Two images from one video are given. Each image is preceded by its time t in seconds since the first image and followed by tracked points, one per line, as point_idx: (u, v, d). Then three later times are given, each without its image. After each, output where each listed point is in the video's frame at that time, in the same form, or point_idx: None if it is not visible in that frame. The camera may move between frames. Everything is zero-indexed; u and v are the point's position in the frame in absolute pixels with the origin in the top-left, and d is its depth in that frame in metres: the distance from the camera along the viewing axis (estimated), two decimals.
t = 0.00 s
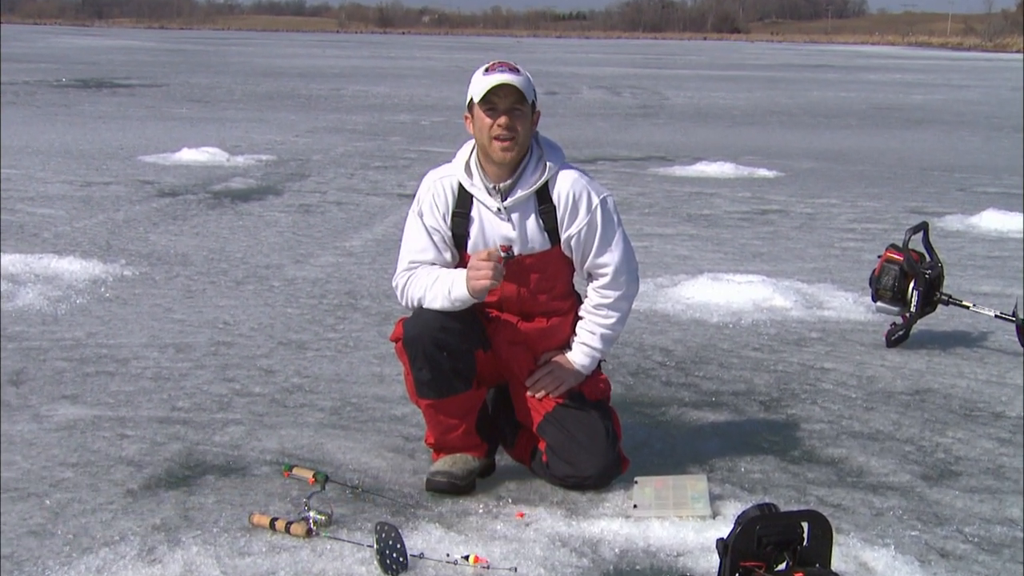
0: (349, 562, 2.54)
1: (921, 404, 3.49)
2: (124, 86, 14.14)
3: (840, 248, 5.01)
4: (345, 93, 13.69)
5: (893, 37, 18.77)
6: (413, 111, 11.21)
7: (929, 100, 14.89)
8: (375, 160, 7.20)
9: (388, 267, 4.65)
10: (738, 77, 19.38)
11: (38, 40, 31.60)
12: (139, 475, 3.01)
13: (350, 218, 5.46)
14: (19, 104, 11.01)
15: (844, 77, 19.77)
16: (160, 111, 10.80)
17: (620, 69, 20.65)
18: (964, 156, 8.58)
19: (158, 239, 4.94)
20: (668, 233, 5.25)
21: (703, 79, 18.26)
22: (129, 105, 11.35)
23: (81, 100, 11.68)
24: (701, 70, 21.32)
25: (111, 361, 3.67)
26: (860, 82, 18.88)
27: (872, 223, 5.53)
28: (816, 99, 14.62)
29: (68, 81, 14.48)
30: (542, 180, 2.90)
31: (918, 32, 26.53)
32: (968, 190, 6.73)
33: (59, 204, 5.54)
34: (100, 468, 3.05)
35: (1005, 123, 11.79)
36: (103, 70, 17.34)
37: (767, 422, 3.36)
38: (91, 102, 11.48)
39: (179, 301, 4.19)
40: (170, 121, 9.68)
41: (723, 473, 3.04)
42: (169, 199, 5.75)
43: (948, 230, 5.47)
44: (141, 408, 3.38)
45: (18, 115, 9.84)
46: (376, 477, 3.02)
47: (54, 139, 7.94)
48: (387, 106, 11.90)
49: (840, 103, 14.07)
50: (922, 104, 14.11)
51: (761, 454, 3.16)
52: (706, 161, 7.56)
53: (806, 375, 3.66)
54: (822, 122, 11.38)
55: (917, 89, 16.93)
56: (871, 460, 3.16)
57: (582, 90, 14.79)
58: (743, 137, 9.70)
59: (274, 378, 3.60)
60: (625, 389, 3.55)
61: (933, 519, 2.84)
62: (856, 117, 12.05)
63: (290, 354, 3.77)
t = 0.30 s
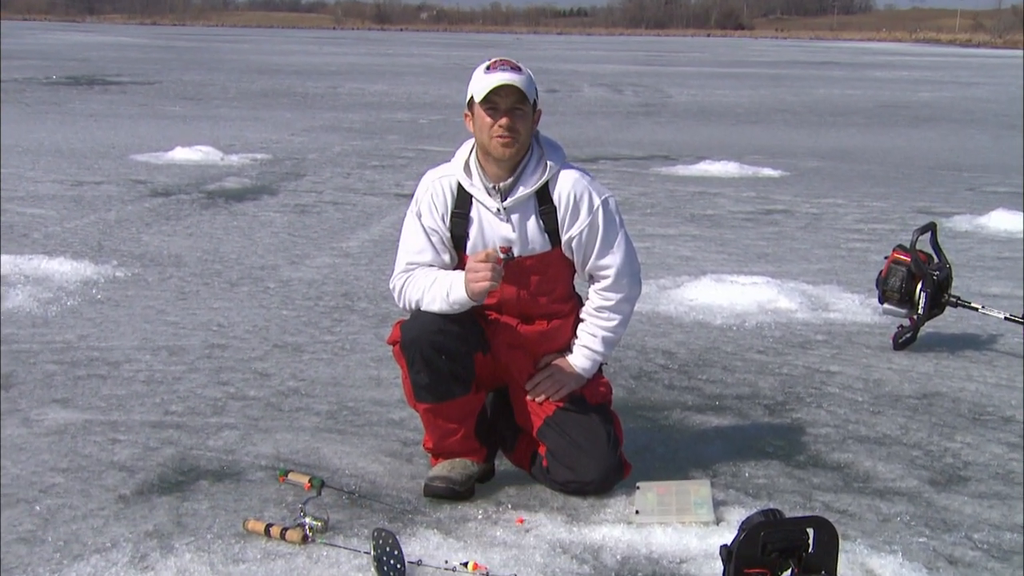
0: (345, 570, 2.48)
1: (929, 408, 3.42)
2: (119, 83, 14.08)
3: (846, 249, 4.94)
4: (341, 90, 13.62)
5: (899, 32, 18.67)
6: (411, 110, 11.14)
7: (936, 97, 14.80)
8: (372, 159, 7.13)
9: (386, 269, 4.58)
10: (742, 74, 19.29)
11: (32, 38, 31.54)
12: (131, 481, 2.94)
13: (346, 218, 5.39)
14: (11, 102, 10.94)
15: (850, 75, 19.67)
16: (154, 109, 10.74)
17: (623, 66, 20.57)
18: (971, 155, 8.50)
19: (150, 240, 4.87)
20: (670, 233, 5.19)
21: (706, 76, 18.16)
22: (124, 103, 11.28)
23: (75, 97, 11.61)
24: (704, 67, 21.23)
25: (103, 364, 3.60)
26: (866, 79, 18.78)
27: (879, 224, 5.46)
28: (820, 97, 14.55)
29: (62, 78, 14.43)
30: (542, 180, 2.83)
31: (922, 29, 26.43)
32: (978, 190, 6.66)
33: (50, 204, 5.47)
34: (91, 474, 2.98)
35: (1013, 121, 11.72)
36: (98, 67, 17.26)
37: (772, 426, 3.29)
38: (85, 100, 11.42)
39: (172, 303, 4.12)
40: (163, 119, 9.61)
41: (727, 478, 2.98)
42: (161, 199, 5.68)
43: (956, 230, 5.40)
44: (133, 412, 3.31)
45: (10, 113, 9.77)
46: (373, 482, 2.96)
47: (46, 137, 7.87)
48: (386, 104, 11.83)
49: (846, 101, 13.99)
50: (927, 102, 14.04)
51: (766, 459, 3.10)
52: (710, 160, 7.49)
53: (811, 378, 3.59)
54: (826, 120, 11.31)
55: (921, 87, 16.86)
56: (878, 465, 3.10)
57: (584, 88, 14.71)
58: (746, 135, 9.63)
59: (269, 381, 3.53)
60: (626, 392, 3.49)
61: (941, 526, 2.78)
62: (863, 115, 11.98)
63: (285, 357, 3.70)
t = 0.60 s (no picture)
0: None
1: (937, 412, 3.36)
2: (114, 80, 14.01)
3: (853, 250, 4.88)
4: (337, 88, 13.54)
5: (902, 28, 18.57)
6: (409, 108, 11.06)
7: (940, 95, 14.73)
8: (370, 159, 7.07)
9: (383, 271, 4.52)
10: (743, 71, 19.23)
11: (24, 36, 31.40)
12: (122, 487, 2.88)
13: (343, 218, 5.33)
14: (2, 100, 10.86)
15: (854, 72, 19.57)
16: (146, 107, 10.66)
17: (625, 64, 20.50)
18: (977, 155, 8.44)
19: (142, 241, 4.81)
20: (673, 234, 5.13)
21: (708, 74, 18.07)
22: (119, 101, 11.21)
23: (70, 95, 11.55)
24: (705, 65, 21.15)
25: (94, 367, 3.53)
26: (871, 76, 18.68)
27: (886, 225, 5.40)
28: (822, 94, 14.48)
29: (56, 75, 14.36)
30: (542, 179, 2.77)
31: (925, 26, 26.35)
32: (987, 190, 6.59)
33: (40, 204, 5.41)
34: (81, 479, 2.92)
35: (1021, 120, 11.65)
36: (93, 64, 17.17)
37: (776, 431, 3.23)
38: (79, 97, 11.37)
39: (165, 305, 4.05)
40: (156, 118, 9.53)
41: (731, 484, 2.91)
42: (154, 199, 5.61)
43: (964, 231, 5.34)
44: (126, 416, 3.25)
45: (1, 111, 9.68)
46: (370, 488, 2.90)
47: (38, 136, 7.80)
48: (383, 102, 11.76)
49: (848, 99, 13.93)
50: (930, 99, 13.97)
51: (770, 464, 3.04)
52: (713, 160, 7.43)
53: (816, 382, 3.53)
54: (830, 118, 11.24)
55: (925, 84, 16.79)
56: (885, 470, 3.03)
57: (585, 85, 14.63)
58: (749, 134, 9.56)
59: (263, 385, 3.47)
60: (628, 396, 3.42)
61: (949, 532, 2.71)
62: (870, 114, 11.90)
63: (280, 360, 3.64)
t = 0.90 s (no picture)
0: None
1: (945, 417, 3.29)
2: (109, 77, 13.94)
3: (860, 252, 4.82)
4: (334, 86, 13.46)
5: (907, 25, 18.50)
6: (407, 107, 10.98)
7: (946, 92, 14.66)
8: (367, 158, 7.00)
9: (381, 273, 4.45)
10: (745, 68, 19.16)
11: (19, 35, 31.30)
12: (113, 494, 2.81)
13: (339, 219, 5.26)
14: None
15: (860, 70, 19.48)
16: (139, 106, 10.58)
17: (627, 62, 20.41)
18: (985, 154, 8.37)
19: (134, 242, 4.74)
20: (676, 236, 5.06)
21: (710, 71, 17.99)
22: (114, 98, 11.15)
23: (65, 92, 11.49)
24: (708, 62, 21.07)
25: (84, 371, 3.46)
26: (878, 74, 18.60)
27: (893, 226, 5.33)
28: (826, 93, 14.42)
29: (50, 72, 14.28)
30: (542, 180, 2.70)
31: (928, 24, 26.29)
32: (997, 190, 6.53)
33: (30, 205, 5.33)
34: (71, 486, 2.85)
35: None
36: (87, 60, 17.08)
37: (782, 436, 3.16)
38: (74, 95, 11.30)
39: (158, 308, 3.98)
40: (149, 116, 9.45)
41: (735, 491, 2.85)
42: (147, 199, 5.54)
43: (974, 232, 5.28)
44: (117, 421, 3.18)
45: None
46: (366, 494, 2.83)
47: (30, 135, 7.72)
48: (381, 100, 11.69)
49: (852, 97, 13.86)
50: (935, 97, 13.90)
51: (775, 470, 2.97)
52: (718, 159, 7.36)
53: (822, 386, 3.46)
54: (833, 117, 11.18)
55: (931, 82, 16.71)
56: (892, 476, 2.97)
57: (585, 83, 14.54)
58: (753, 133, 9.48)
59: (258, 390, 3.40)
60: (630, 401, 3.35)
61: (959, 540, 2.65)
62: (877, 112, 11.83)
63: (275, 364, 3.57)
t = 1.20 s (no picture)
0: None
1: (954, 423, 3.22)
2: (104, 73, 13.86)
3: (867, 254, 4.75)
4: (329, 83, 13.37)
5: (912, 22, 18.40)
6: (404, 104, 10.90)
7: (954, 89, 14.55)
8: (363, 157, 6.93)
9: (378, 276, 4.38)
10: (748, 65, 19.08)
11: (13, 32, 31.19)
12: (103, 501, 2.75)
13: (334, 220, 5.19)
14: None
15: (866, 67, 19.37)
16: (130, 103, 10.49)
17: (628, 58, 20.31)
18: (992, 153, 8.30)
19: (125, 244, 4.67)
20: (679, 237, 4.99)
21: (712, 68, 17.88)
22: (108, 94, 11.07)
23: (58, 89, 11.41)
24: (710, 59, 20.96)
25: (74, 375, 3.39)
26: (884, 71, 18.50)
27: (901, 227, 5.26)
28: (831, 90, 14.32)
29: (43, 68, 14.18)
30: (542, 180, 2.64)
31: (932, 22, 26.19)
32: (1007, 190, 6.46)
33: (19, 205, 5.26)
34: (60, 493, 2.78)
35: None
36: (81, 55, 16.98)
37: (787, 442, 3.09)
38: (68, 91, 11.23)
39: (149, 311, 3.91)
40: (141, 115, 9.37)
41: (739, 498, 2.78)
42: (139, 200, 5.47)
43: (984, 233, 5.21)
44: (107, 427, 3.11)
45: None
46: (362, 501, 2.76)
47: (21, 134, 7.65)
48: (378, 98, 11.62)
49: (855, 94, 13.78)
50: (939, 95, 13.83)
51: (780, 477, 2.90)
52: (722, 159, 7.29)
53: (829, 391, 3.39)
54: (837, 115, 11.11)
55: (938, 79, 16.61)
56: (900, 483, 2.90)
57: (586, 80, 14.44)
58: (756, 132, 9.41)
59: (252, 395, 3.33)
60: (632, 405, 3.28)
61: (968, 549, 2.58)
62: (884, 110, 11.75)
63: (269, 368, 3.50)
